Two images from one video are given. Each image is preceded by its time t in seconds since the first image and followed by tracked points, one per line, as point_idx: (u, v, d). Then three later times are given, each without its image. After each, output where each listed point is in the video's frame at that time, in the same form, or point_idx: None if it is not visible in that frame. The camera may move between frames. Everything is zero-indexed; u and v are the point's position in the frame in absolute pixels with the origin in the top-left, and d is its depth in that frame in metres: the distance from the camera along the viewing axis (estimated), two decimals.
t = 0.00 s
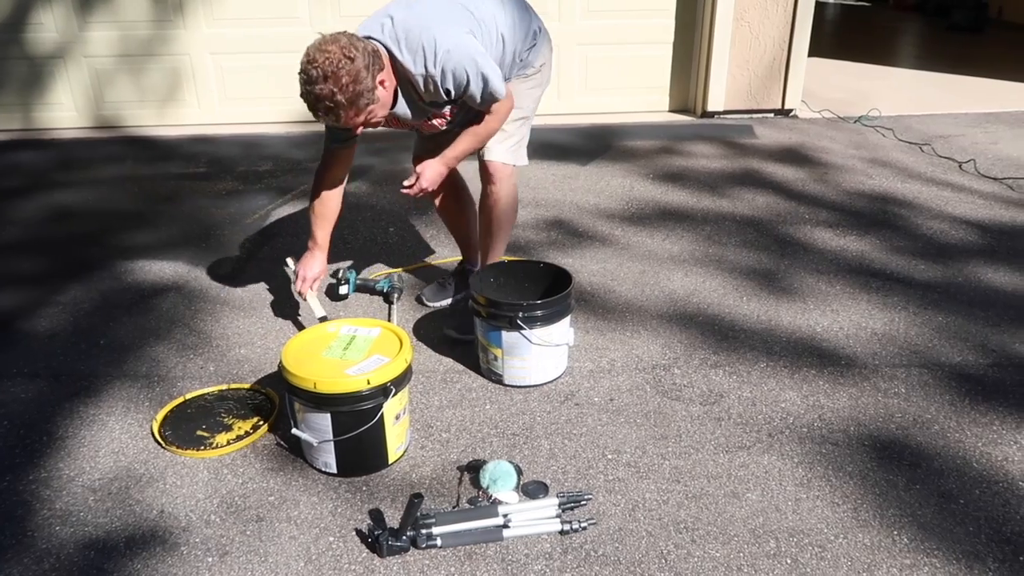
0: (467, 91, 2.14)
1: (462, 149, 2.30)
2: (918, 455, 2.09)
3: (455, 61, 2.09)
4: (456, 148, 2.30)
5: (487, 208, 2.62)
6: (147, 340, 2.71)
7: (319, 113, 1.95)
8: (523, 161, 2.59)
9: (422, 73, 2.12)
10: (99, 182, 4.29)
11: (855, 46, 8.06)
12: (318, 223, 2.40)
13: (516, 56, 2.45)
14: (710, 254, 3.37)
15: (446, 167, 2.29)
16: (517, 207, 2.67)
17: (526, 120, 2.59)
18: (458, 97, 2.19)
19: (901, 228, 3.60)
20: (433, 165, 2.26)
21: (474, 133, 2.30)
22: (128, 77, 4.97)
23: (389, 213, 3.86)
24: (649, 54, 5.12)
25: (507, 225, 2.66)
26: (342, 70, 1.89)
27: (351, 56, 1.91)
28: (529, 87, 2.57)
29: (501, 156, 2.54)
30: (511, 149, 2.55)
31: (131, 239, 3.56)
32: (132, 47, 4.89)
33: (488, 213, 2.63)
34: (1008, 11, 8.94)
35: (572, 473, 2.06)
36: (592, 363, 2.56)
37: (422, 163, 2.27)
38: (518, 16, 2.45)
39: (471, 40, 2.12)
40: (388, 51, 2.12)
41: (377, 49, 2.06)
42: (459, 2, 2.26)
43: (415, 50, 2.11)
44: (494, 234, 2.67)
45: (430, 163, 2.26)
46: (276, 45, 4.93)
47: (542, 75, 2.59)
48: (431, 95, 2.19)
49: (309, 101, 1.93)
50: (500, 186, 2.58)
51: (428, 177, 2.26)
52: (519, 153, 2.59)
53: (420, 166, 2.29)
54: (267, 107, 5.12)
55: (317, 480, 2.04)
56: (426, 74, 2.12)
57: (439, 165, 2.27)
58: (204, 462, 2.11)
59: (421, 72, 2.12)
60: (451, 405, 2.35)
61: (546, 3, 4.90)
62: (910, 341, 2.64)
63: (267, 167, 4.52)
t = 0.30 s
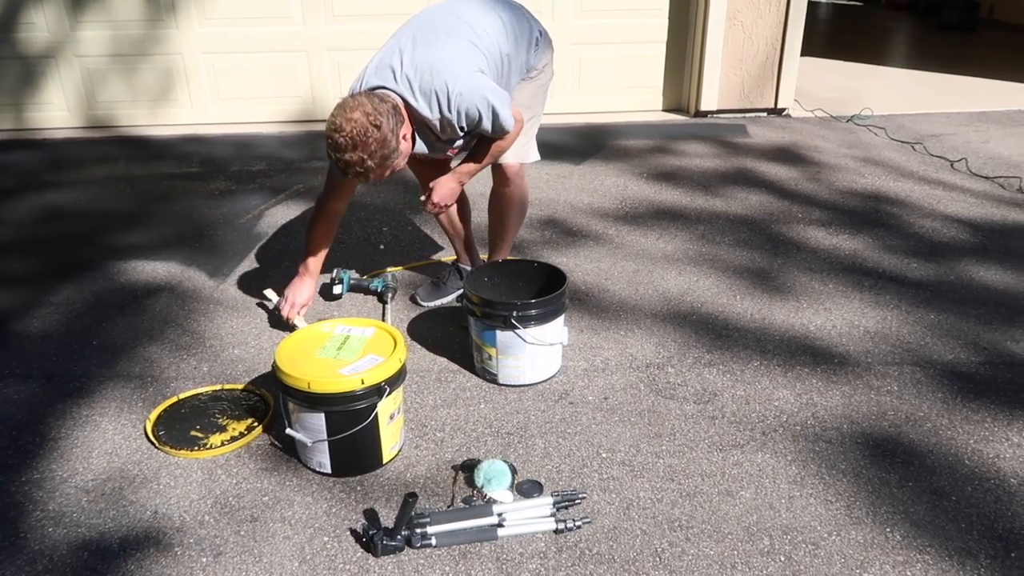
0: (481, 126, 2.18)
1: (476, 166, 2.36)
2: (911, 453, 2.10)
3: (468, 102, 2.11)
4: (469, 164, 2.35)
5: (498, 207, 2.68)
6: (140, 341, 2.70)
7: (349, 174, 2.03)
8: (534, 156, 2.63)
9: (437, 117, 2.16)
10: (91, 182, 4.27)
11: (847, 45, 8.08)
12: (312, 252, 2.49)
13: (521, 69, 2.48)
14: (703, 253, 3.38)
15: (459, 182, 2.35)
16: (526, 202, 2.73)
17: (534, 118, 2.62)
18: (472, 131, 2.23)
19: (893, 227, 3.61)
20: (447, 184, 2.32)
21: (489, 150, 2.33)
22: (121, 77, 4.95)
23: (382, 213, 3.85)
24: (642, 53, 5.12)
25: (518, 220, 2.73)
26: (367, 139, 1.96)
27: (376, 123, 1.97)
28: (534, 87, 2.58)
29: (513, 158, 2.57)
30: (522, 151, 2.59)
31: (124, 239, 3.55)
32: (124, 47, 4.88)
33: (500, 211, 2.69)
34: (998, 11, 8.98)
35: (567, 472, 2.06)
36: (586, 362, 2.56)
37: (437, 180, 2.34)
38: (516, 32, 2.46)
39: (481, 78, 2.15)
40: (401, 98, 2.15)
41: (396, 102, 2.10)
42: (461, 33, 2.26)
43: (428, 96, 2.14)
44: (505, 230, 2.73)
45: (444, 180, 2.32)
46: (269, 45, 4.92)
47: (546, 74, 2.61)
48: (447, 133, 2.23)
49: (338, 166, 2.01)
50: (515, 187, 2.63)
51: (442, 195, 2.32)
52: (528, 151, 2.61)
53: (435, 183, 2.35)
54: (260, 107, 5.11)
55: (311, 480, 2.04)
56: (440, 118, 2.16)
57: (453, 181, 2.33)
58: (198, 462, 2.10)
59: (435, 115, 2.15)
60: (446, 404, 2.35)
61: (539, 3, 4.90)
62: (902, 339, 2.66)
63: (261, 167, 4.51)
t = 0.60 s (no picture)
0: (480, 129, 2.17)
1: (474, 168, 2.32)
2: (907, 451, 2.11)
3: (468, 104, 2.10)
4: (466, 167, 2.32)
5: (496, 207, 2.69)
6: (136, 341, 2.70)
7: (349, 177, 2.05)
8: (532, 157, 2.63)
9: (436, 119, 2.15)
10: (87, 182, 4.26)
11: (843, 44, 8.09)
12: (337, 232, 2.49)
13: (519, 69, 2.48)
14: (699, 252, 3.39)
15: (457, 186, 2.33)
16: (524, 202, 2.73)
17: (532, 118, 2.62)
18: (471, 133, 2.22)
19: (888, 225, 3.62)
20: (444, 189, 2.31)
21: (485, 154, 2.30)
22: (116, 76, 4.94)
23: (379, 212, 3.85)
24: (637, 53, 5.13)
25: (515, 220, 2.74)
26: (367, 145, 1.96)
27: (376, 128, 1.97)
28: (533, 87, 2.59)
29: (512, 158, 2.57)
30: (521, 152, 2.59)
31: (119, 239, 3.54)
32: (119, 46, 4.86)
33: (497, 211, 2.69)
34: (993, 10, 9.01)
35: (564, 471, 2.06)
36: (583, 361, 2.56)
37: (434, 185, 2.33)
38: (514, 33, 2.45)
39: (480, 80, 2.13)
40: (401, 100, 2.15)
41: (395, 104, 2.09)
42: (462, 34, 2.25)
43: (427, 97, 2.13)
44: (502, 231, 2.74)
45: (441, 184, 2.31)
46: (264, 44, 4.91)
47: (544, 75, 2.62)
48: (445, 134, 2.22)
49: (338, 170, 2.02)
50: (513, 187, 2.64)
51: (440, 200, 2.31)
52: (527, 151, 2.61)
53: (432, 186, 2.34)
54: (256, 106, 5.10)
55: (308, 480, 2.04)
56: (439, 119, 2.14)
57: (450, 185, 2.31)
58: (195, 463, 2.10)
59: (434, 117, 2.14)
60: (443, 404, 2.35)
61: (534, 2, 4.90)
62: (898, 337, 2.67)
63: (257, 167, 4.50)
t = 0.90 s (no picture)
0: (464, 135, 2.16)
1: (469, 172, 2.32)
2: (904, 451, 2.11)
3: (449, 109, 2.09)
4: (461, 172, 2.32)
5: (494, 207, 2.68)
6: (134, 341, 2.70)
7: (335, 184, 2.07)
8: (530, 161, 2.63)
9: (421, 125, 2.16)
10: (84, 182, 4.26)
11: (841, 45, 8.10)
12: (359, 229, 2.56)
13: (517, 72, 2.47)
14: (697, 252, 3.39)
15: (454, 189, 2.35)
16: (522, 202, 2.73)
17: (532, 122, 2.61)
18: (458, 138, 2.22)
19: (886, 226, 3.63)
20: (440, 192, 2.33)
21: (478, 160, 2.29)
22: (114, 76, 4.93)
23: (377, 212, 3.85)
24: (636, 53, 5.13)
25: (514, 220, 2.74)
26: (346, 149, 1.98)
27: (353, 132, 1.99)
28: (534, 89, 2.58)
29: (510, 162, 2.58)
30: (518, 154, 2.59)
31: (117, 239, 3.54)
32: (117, 46, 4.86)
33: (495, 211, 2.69)
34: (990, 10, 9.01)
35: (562, 472, 2.06)
36: (581, 362, 2.56)
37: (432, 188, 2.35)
38: (512, 34, 2.44)
39: (463, 85, 2.12)
40: (384, 106, 2.17)
41: (378, 110, 2.12)
42: (451, 38, 2.25)
43: (410, 103, 2.15)
44: (500, 231, 2.74)
45: (438, 188, 2.33)
46: (262, 43, 4.91)
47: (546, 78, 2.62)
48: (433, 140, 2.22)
49: (323, 176, 2.05)
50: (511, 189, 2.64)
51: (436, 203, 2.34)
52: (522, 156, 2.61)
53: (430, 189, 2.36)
54: (254, 106, 5.09)
55: (306, 480, 2.04)
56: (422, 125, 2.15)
57: (446, 189, 2.33)
58: (193, 463, 2.10)
59: (417, 122, 2.15)
60: (441, 404, 2.35)
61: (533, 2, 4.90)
62: (895, 337, 2.67)
63: (255, 166, 4.50)
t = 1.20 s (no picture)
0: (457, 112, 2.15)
1: (466, 169, 2.32)
2: (904, 453, 2.11)
3: (447, 83, 2.08)
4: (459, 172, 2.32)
5: (491, 205, 2.67)
6: (134, 341, 2.69)
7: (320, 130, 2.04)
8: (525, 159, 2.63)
9: (413, 91, 2.13)
10: (84, 181, 4.25)
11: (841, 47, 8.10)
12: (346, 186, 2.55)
13: (513, 61, 2.46)
14: (697, 253, 3.39)
15: (457, 189, 2.36)
16: (519, 202, 2.72)
17: (527, 121, 2.61)
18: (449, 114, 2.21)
19: (886, 228, 3.63)
20: (444, 195, 2.35)
21: (472, 156, 2.28)
22: (114, 76, 4.93)
23: (377, 212, 3.85)
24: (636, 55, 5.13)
25: (512, 219, 2.73)
26: (333, 91, 1.96)
27: (342, 75, 1.98)
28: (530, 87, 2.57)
29: (504, 159, 2.58)
30: (513, 152, 2.59)
31: (117, 239, 3.54)
32: (117, 45, 4.86)
33: (492, 209, 2.68)
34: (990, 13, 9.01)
35: (562, 473, 2.06)
36: (580, 363, 2.56)
37: (435, 189, 2.37)
38: (515, 27, 2.45)
39: (464, 62, 2.12)
40: (381, 66, 2.15)
41: (370, 62, 2.10)
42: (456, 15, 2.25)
43: (408, 68, 2.12)
44: (498, 228, 2.72)
45: (441, 190, 2.35)
46: (263, 43, 4.91)
47: (545, 75, 2.60)
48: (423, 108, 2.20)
49: (307, 121, 2.03)
50: (508, 186, 2.63)
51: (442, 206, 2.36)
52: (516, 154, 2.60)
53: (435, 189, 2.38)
54: (254, 105, 5.09)
55: (306, 480, 2.04)
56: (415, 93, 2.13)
57: (449, 191, 2.35)
58: (193, 463, 2.10)
59: (410, 88, 2.13)
60: (441, 405, 2.35)
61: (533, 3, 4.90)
62: (895, 339, 2.67)
63: (255, 166, 4.50)
